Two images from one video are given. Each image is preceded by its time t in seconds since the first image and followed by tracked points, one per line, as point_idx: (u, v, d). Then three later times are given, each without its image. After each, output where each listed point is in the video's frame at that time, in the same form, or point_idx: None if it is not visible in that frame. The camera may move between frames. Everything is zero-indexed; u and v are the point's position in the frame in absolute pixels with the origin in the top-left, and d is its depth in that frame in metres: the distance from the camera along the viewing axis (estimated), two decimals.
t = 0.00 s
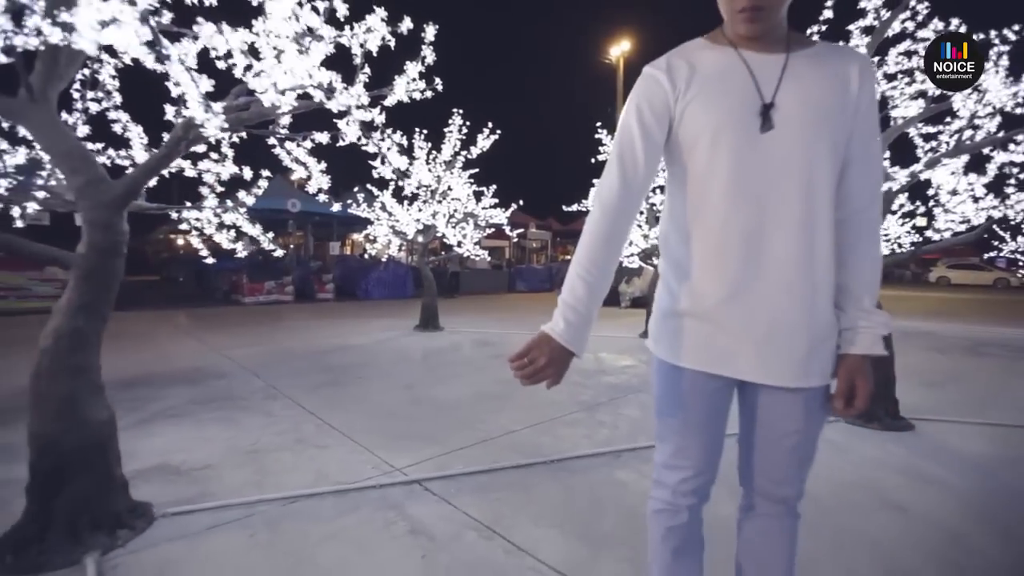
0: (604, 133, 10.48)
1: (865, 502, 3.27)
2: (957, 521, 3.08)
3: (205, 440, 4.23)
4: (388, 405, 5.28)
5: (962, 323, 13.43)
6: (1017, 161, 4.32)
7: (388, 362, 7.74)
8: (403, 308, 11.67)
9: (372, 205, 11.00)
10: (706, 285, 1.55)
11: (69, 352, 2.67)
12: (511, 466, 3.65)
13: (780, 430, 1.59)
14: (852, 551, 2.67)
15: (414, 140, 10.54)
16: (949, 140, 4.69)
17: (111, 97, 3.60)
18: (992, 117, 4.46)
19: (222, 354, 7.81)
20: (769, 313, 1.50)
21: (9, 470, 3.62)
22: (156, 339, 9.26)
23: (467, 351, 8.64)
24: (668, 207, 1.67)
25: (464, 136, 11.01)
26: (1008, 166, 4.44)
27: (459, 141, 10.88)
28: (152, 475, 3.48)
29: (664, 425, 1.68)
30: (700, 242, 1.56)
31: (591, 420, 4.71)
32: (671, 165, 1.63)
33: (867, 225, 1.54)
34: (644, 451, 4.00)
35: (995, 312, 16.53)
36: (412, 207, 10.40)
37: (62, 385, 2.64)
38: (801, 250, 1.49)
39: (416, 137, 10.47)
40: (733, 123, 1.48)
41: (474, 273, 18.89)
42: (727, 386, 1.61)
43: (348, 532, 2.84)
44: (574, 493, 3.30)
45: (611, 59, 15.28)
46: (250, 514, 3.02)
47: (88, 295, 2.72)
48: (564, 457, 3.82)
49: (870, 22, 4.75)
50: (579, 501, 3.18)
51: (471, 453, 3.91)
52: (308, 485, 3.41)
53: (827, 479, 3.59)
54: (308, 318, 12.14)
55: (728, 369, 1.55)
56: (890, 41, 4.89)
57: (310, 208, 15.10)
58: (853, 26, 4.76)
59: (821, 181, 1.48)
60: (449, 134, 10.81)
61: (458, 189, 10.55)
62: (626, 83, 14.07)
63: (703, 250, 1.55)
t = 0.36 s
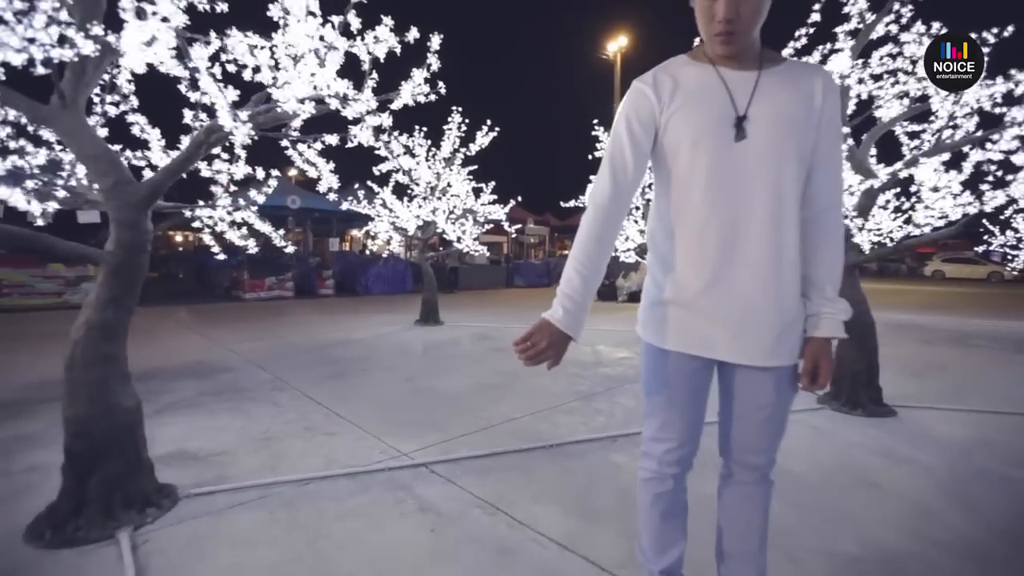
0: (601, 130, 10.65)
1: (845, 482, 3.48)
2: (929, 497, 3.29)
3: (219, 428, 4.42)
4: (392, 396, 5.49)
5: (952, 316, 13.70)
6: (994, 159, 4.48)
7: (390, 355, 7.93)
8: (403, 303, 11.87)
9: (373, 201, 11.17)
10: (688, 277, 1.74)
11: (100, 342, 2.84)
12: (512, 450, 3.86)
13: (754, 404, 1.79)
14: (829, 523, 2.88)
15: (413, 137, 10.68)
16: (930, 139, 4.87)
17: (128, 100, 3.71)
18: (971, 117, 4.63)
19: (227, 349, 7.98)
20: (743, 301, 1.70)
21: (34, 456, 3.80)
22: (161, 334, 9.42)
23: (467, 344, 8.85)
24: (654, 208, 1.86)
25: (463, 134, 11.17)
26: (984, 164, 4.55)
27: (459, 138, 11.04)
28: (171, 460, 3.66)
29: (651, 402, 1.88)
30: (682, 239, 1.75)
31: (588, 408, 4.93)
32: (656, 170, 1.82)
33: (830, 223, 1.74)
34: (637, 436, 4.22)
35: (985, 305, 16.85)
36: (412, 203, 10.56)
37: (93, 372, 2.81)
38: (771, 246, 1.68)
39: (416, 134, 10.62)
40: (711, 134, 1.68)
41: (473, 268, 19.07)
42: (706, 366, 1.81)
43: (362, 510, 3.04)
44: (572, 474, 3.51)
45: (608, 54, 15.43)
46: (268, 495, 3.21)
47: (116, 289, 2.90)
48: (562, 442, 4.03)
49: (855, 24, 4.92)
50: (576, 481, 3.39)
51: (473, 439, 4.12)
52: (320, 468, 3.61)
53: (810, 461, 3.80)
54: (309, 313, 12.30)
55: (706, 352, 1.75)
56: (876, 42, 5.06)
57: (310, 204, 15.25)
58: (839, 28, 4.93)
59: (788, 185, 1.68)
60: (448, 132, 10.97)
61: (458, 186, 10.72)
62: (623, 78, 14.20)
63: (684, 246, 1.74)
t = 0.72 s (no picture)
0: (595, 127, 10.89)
1: (822, 459, 3.75)
2: (899, 472, 3.56)
3: (233, 419, 4.65)
4: (396, 387, 5.73)
5: (939, 306, 14.03)
6: (965, 156, 4.74)
7: (391, 348, 8.17)
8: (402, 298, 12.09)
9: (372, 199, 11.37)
10: (667, 271, 1.98)
11: (129, 337, 3.07)
12: (512, 435, 4.11)
13: (726, 382, 2.03)
14: (804, 495, 3.15)
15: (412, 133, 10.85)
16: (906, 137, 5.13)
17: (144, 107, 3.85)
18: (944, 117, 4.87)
19: (233, 344, 8.19)
20: (714, 292, 1.94)
21: (61, 445, 4.02)
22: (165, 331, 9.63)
23: (466, 338, 9.10)
24: (638, 210, 2.09)
25: (460, 132, 11.37)
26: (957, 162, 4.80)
27: (456, 136, 11.24)
28: (191, 448, 3.90)
29: (636, 383, 2.12)
30: (662, 238, 1.99)
31: (583, 396, 5.18)
32: (639, 177, 2.05)
33: (792, 223, 1.98)
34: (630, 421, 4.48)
35: (970, 295, 17.27)
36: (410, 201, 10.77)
37: (123, 364, 3.04)
38: (738, 243, 1.93)
39: (414, 133, 10.82)
40: (685, 146, 1.92)
41: (470, 264, 19.31)
42: (684, 349, 2.06)
43: (373, 489, 3.28)
44: (567, 455, 3.76)
45: (602, 49, 15.66)
46: (285, 477, 3.46)
47: (143, 287, 3.12)
48: (558, 427, 4.28)
49: (835, 28, 5.16)
50: (571, 461, 3.64)
51: (475, 425, 4.37)
52: (332, 453, 3.85)
53: (791, 442, 4.07)
54: (311, 309, 12.52)
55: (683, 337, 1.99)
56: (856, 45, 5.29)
57: (309, 202, 15.43)
58: (822, 31, 5.17)
59: (753, 190, 1.92)
60: (446, 130, 11.17)
61: (456, 183, 10.93)
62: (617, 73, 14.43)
63: (663, 244, 1.98)
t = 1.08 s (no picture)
0: (592, 126, 11.05)
1: (805, 447, 3.96)
2: (877, 458, 3.77)
3: (244, 412, 4.84)
4: (399, 382, 5.94)
5: (929, 301, 14.30)
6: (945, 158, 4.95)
7: (393, 345, 8.36)
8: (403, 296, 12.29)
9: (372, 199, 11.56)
10: (653, 272, 2.18)
11: (151, 334, 3.26)
12: (511, 426, 4.32)
13: (707, 372, 2.23)
14: (785, 479, 3.36)
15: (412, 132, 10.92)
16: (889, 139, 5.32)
17: (157, 113, 3.93)
18: (925, 119, 5.05)
19: (238, 342, 8.38)
20: (696, 290, 2.13)
21: (81, 439, 4.21)
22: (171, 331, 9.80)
23: (466, 334, 9.31)
24: (626, 215, 2.29)
25: (459, 132, 11.54)
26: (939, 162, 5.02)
27: (455, 137, 11.42)
28: (206, 440, 4.09)
29: (625, 373, 2.31)
30: (648, 241, 2.19)
31: (579, 390, 5.40)
32: (627, 185, 2.25)
33: (765, 226, 2.18)
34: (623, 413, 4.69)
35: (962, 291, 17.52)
36: (411, 200, 10.89)
37: (145, 360, 3.23)
38: (716, 245, 2.12)
39: (414, 133, 11.00)
40: (668, 158, 2.11)
41: (469, 262, 19.49)
42: (669, 342, 2.26)
43: (381, 476, 3.48)
44: (563, 444, 3.97)
45: (600, 46, 15.79)
46: (297, 467, 3.65)
47: (162, 288, 3.30)
48: (556, 419, 4.49)
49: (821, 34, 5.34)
50: (567, 450, 3.86)
51: (476, 417, 4.58)
52: (340, 445, 4.04)
53: (777, 432, 4.29)
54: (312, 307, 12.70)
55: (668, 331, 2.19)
56: (842, 49, 5.49)
57: (310, 201, 15.60)
58: (808, 37, 5.37)
59: (730, 196, 2.11)
60: (445, 130, 11.35)
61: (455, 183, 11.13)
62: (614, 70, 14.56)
63: (650, 247, 2.18)
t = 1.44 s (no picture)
0: (586, 129, 11.27)
1: (783, 440, 4.22)
2: (848, 449, 4.04)
3: (250, 408, 5.04)
4: (398, 379, 6.16)
5: (913, 301, 14.69)
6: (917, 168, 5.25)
7: (390, 344, 8.57)
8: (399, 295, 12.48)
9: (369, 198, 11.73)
10: (639, 280, 2.41)
11: (167, 333, 3.46)
12: (506, 421, 4.56)
13: (685, 369, 2.46)
14: (762, 468, 3.62)
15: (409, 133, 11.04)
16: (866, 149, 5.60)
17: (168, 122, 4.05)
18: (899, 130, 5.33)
19: (238, 340, 8.55)
20: (677, 295, 2.37)
21: (94, 433, 4.39)
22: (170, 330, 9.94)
23: (462, 333, 9.53)
24: (614, 228, 2.52)
25: (455, 133, 11.75)
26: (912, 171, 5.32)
27: (451, 138, 11.62)
28: (216, 434, 4.28)
29: (613, 371, 2.54)
30: (634, 252, 2.42)
31: (571, 386, 5.64)
32: (615, 201, 2.48)
33: (738, 236, 2.42)
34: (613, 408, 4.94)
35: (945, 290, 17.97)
36: (408, 200, 11.00)
37: (163, 357, 3.43)
38: (694, 255, 2.36)
39: (410, 134, 11.18)
40: (650, 178, 2.35)
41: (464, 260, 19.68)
42: (651, 343, 2.50)
43: (385, 467, 3.70)
44: (555, 437, 4.21)
45: (594, 46, 16.05)
46: (305, 459, 3.86)
47: (179, 289, 3.50)
48: (549, 414, 4.73)
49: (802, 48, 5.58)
50: (559, 442, 4.10)
51: (473, 412, 4.81)
52: (345, 438, 4.26)
53: (757, 426, 4.55)
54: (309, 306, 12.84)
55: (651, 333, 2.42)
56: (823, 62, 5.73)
57: (306, 199, 15.72)
58: (790, 50, 5.62)
59: (706, 211, 2.35)
60: (441, 132, 11.54)
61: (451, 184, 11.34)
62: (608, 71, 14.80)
63: (635, 257, 2.41)
